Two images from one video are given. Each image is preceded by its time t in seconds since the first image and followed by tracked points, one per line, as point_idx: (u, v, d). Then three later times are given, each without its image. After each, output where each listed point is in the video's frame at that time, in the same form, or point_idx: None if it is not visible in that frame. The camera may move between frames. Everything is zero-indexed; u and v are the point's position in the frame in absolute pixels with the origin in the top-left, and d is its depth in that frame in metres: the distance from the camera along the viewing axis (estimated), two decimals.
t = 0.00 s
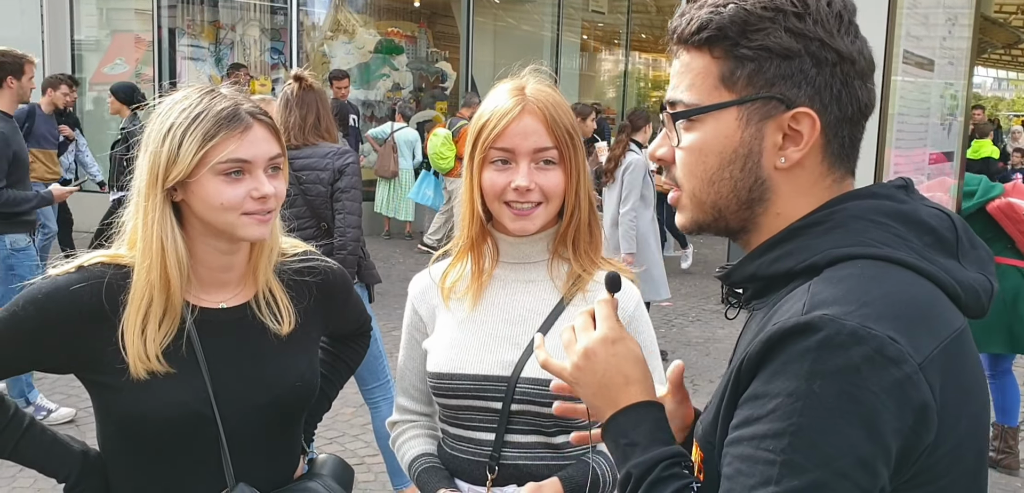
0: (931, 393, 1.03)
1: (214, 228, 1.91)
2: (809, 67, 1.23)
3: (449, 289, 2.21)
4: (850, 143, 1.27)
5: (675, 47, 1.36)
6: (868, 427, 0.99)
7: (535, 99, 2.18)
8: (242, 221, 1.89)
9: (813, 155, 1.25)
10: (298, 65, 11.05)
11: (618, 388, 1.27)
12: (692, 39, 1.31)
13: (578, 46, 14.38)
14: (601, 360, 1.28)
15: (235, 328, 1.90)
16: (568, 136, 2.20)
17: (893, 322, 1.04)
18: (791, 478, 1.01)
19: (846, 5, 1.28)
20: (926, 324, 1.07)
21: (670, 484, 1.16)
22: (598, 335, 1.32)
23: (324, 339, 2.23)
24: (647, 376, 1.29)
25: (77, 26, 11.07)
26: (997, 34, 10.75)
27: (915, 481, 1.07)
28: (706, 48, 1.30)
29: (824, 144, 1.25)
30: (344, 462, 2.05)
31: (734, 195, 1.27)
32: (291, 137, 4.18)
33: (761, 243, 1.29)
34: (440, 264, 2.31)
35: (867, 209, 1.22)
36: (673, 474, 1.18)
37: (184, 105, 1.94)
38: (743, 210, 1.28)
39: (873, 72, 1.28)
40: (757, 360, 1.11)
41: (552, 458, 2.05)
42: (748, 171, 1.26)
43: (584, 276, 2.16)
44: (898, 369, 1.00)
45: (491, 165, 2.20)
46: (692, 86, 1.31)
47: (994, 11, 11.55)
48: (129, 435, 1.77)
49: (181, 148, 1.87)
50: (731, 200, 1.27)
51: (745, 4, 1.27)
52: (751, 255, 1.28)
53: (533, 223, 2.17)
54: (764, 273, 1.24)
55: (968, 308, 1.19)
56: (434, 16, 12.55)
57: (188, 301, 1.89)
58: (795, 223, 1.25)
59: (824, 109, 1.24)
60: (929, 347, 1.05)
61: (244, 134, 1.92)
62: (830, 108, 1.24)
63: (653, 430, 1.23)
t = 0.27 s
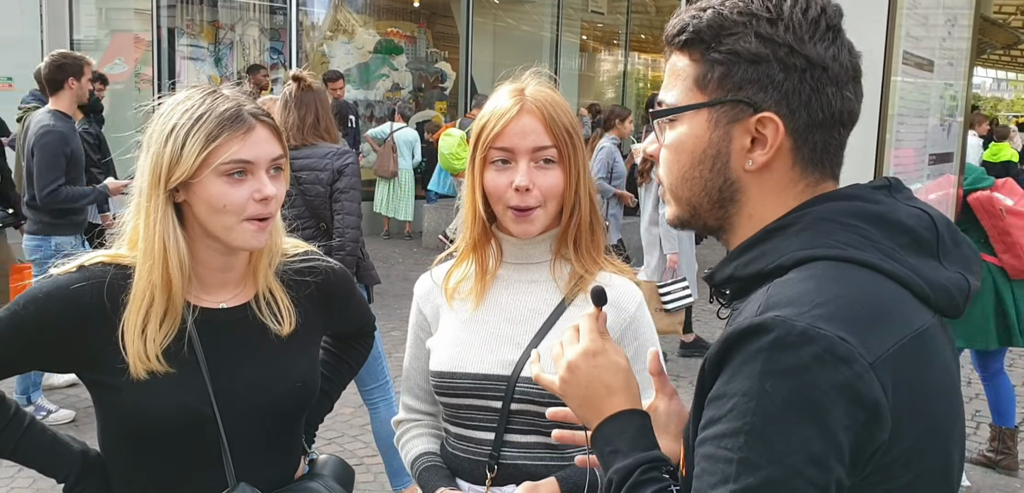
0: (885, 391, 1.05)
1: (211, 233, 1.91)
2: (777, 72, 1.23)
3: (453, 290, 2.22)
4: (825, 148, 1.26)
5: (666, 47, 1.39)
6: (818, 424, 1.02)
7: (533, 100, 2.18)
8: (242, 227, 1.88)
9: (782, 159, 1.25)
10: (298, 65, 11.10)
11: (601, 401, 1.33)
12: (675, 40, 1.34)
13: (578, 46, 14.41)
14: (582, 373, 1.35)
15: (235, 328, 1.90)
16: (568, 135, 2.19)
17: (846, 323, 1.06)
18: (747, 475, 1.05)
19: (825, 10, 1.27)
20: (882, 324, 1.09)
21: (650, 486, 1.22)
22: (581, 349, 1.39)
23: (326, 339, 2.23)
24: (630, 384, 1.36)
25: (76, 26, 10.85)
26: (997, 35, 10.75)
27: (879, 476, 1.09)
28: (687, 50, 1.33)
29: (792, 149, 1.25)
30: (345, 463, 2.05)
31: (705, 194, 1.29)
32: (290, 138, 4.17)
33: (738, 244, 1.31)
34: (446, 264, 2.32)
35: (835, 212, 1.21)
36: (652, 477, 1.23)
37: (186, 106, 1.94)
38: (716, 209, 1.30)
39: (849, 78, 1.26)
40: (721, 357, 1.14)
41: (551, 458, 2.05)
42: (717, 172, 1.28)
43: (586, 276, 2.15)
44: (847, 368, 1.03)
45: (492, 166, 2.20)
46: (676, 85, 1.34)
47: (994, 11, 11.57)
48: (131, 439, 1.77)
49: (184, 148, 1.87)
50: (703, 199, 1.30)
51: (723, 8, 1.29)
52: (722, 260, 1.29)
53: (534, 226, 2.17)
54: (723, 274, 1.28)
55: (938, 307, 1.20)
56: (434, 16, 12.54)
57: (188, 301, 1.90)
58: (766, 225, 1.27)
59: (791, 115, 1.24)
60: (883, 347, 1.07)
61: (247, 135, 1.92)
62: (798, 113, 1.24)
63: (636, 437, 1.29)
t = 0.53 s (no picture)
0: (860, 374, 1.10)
1: (221, 229, 1.91)
2: (731, 83, 1.32)
3: (458, 290, 2.24)
4: (789, 145, 1.33)
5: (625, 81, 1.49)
6: (798, 407, 1.07)
7: (535, 100, 2.19)
8: (253, 223, 1.89)
9: (751, 162, 1.32)
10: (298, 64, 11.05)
11: (602, 398, 1.36)
12: (632, 72, 1.43)
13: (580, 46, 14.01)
14: (585, 372, 1.37)
15: (237, 327, 1.90)
16: (570, 135, 2.20)
17: (821, 310, 1.11)
18: (735, 457, 1.08)
19: (765, 18, 1.36)
20: (856, 310, 1.13)
21: (648, 475, 1.23)
22: (583, 348, 1.41)
23: (328, 339, 2.23)
24: (632, 382, 1.37)
25: (77, 24, 11.12)
26: (998, 35, 10.73)
27: (862, 454, 1.13)
28: (644, 78, 1.42)
29: (759, 151, 1.32)
30: (347, 463, 2.05)
31: (686, 207, 1.36)
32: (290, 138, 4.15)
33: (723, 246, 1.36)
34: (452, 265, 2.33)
35: (812, 207, 1.27)
36: (652, 465, 1.25)
37: (191, 106, 1.94)
38: (698, 218, 1.36)
39: (798, 77, 1.34)
40: (704, 349, 1.19)
41: (553, 456, 2.06)
42: (692, 185, 1.35)
43: (590, 277, 2.15)
44: (818, 354, 1.07)
45: (496, 167, 2.20)
46: (641, 114, 1.42)
47: (996, 11, 11.61)
48: (137, 439, 1.77)
49: (191, 148, 1.88)
50: (684, 211, 1.36)
51: (670, 35, 1.39)
52: (707, 258, 1.33)
53: (538, 223, 2.17)
54: (704, 275, 1.32)
55: (911, 293, 1.23)
56: (434, 16, 12.55)
57: (193, 302, 1.89)
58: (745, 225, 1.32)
59: (752, 120, 1.31)
60: (857, 332, 1.11)
61: (253, 135, 1.93)
62: (758, 117, 1.31)
63: (636, 429, 1.31)
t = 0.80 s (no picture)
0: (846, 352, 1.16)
1: (226, 231, 1.93)
2: (703, 90, 1.37)
3: (460, 289, 2.25)
4: (758, 147, 1.39)
5: (599, 90, 1.54)
6: (791, 388, 1.13)
7: (536, 101, 2.21)
8: (259, 225, 1.90)
9: (726, 164, 1.38)
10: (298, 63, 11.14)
11: (601, 395, 1.40)
12: (606, 82, 1.48)
13: (579, 45, 13.78)
14: (582, 372, 1.42)
15: (244, 324, 1.92)
16: (572, 135, 2.21)
17: (804, 295, 1.17)
18: (734, 439, 1.14)
19: (731, 27, 1.41)
20: (836, 293, 1.20)
21: (651, 465, 1.29)
22: (579, 350, 1.46)
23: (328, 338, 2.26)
24: (628, 380, 1.43)
25: (77, 24, 11.14)
26: (999, 34, 10.72)
27: (848, 428, 1.20)
28: (619, 88, 1.46)
29: (733, 153, 1.37)
30: (350, 459, 2.07)
31: (666, 208, 1.41)
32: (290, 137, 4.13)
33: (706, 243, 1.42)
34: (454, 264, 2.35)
35: (788, 200, 1.34)
36: (653, 456, 1.31)
37: (200, 106, 1.96)
38: (679, 220, 1.42)
39: (765, 81, 1.40)
40: (696, 340, 1.25)
41: (555, 453, 2.07)
42: (671, 188, 1.40)
43: (591, 276, 2.17)
44: (806, 334, 1.14)
45: (499, 167, 2.21)
46: (617, 122, 1.47)
47: (996, 10, 11.65)
48: (146, 438, 1.79)
49: (200, 148, 1.89)
50: (665, 213, 1.42)
51: (642, 46, 1.43)
52: (697, 251, 1.39)
53: (540, 222, 2.18)
54: (693, 270, 1.38)
55: (885, 274, 1.31)
56: (434, 15, 12.57)
57: (201, 300, 1.91)
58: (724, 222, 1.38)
59: (725, 123, 1.37)
60: (839, 312, 1.18)
61: (262, 135, 1.94)
62: (731, 121, 1.37)
63: (635, 423, 1.36)
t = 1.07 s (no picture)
0: (851, 345, 1.18)
1: (235, 228, 1.94)
2: (712, 89, 1.39)
3: (462, 288, 2.26)
4: (765, 145, 1.41)
5: (607, 88, 1.54)
6: (799, 380, 1.14)
7: (537, 100, 2.22)
8: (266, 221, 1.92)
9: (734, 161, 1.40)
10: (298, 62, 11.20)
11: (605, 391, 1.43)
12: (615, 80, 1.49)
13: (579, 45, 13.72)
14: (586, 368, 1.44)
15: (248, 323, 1.93)
16: (573, 135, 2.22)
17: (811, 290, 1.19)
18: (743, 430, 1.16)
19: (738, 28, 1.44)
20: (841, 288, 1.21)
21: (656, 458, 1.32)
22: (583, 346, 1.48)
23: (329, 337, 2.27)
24: (630, 375, 1.45)
25: (77, 23, 10.96)
26: (998, 33, 10.73)
27: (854, 420, 1.22)
28: (628, 86, 1.47)
29: (740, 151, 1.39)
30: (353, 454, 2.09)
31: (673, 204, 1.43)
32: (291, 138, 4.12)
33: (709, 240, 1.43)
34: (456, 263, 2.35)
35: (792, 198, 1.35)
36: (658, 448, 1.33)
37: (207, 105, 1.97)
38: (685, 215, 1.43)
39: (771, 81, 1.43)
40: (704, 335, 1.26)
41: (556, 451, 2.08)
42: (680, 184, 1.42)
43: (592, 275, 2.18)
44: (812, 328, 1.16)
45: (500, 167, 2.23)
46: (626, 120, 1.48)
47: (995, 10, 11.67)
48: (151, 435, 1.81)
49: (208, 147, 1.91)
50: (672, 208, 1.43)
51: (652, 45, 1.44)
52: (698, 249, 1.40)
53: (542, 221, 2.20)
54: (697, 265, 1.39)
55: (885, 271, 1.32)
56: (434, 14, 12.51)
57: (208, 300, 1.92)
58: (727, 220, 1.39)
59: (733, 121, 1.39)
60: (845, 306, 1.20)
61: (270, 135, 1.96)
62: (738, 119, 1.39)
63: (639, 417, 1.39)
